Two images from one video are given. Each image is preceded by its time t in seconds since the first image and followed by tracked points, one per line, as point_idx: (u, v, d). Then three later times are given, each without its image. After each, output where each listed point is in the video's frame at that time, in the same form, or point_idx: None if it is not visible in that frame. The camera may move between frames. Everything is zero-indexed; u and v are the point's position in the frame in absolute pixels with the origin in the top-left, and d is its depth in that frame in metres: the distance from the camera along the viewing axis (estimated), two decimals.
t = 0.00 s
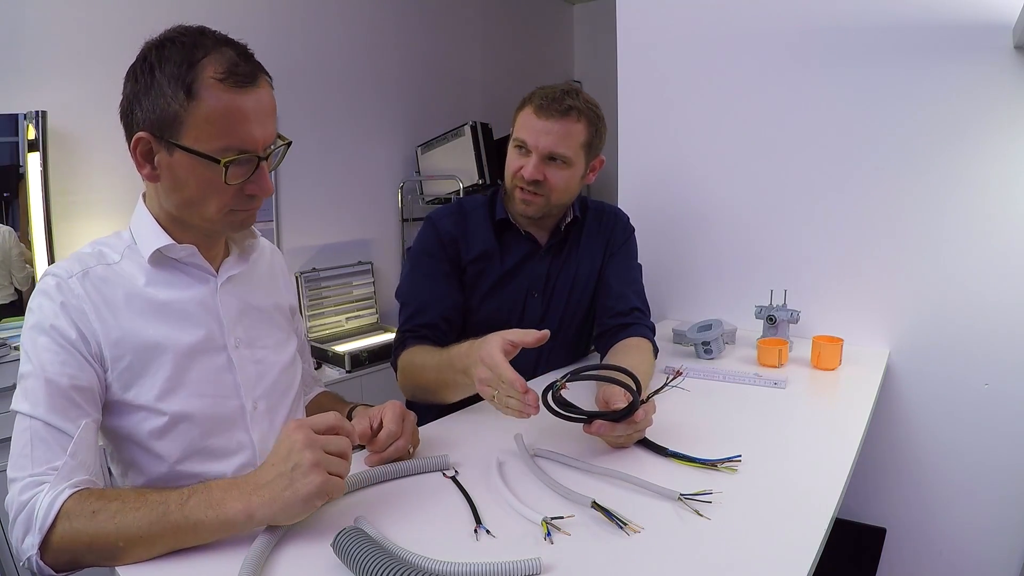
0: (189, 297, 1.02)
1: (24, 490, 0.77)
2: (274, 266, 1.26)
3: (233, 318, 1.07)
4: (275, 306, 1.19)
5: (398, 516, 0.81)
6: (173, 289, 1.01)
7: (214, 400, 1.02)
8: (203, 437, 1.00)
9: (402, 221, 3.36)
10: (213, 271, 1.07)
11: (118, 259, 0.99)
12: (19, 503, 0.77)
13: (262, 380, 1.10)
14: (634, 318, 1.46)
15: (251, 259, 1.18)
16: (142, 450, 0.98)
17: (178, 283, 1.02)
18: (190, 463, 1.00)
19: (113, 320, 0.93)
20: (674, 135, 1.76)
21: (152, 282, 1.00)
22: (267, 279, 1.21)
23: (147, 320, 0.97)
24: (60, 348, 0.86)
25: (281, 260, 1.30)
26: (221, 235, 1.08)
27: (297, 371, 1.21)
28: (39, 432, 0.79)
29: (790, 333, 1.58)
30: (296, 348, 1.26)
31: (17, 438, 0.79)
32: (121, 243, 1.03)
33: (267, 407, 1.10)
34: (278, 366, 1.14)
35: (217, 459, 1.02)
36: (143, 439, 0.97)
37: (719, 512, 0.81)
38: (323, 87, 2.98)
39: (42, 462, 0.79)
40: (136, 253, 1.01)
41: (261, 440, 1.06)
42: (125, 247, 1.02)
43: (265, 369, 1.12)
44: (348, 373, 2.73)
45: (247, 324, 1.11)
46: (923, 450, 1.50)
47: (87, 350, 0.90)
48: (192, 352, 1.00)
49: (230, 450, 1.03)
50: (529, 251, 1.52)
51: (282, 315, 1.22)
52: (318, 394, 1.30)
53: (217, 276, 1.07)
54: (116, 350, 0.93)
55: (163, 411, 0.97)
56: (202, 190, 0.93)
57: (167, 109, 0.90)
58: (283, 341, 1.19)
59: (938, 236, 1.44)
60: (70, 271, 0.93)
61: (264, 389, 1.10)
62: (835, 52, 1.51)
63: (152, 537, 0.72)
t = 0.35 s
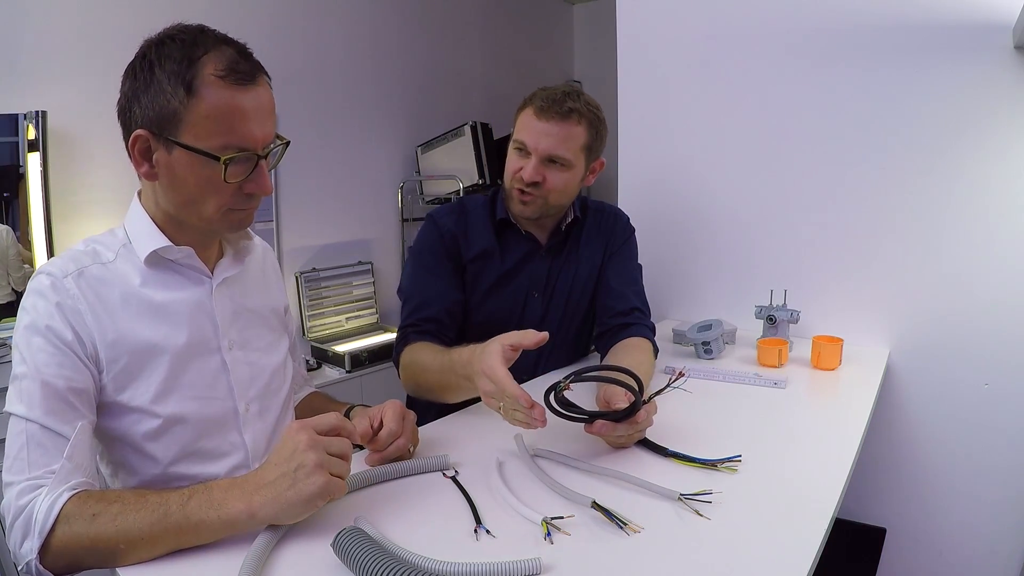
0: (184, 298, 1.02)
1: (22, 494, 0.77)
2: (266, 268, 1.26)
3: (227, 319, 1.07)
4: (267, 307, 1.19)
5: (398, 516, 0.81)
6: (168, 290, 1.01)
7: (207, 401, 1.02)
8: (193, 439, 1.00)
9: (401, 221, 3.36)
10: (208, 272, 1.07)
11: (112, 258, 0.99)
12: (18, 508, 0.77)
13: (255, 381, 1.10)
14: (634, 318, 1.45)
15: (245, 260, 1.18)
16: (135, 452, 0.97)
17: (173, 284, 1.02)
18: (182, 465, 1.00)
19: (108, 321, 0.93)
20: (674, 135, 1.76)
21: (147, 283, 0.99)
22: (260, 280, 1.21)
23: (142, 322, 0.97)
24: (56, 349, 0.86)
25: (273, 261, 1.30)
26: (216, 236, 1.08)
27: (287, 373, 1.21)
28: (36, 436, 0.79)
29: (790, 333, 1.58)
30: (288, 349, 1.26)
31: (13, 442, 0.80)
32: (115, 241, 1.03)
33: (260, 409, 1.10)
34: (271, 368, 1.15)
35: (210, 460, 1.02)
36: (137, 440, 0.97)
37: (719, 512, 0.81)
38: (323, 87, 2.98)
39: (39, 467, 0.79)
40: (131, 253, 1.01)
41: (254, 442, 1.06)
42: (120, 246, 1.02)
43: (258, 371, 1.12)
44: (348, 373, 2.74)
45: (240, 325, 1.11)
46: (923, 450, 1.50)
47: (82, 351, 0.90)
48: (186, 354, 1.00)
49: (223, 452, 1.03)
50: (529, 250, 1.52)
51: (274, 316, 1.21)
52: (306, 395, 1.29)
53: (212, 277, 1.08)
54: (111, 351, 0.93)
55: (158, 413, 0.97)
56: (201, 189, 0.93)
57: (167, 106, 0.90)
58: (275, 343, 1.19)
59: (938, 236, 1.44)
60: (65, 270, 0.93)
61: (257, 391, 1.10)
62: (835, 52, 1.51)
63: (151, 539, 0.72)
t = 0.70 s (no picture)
0: (182, 298, 1.02)
1: (22, 494, 0.77)
2: (264, 267, 1.26)
3: (225, 318, 1.07)
4: (266, 307, 1.19)
5: (398, 516, 0.81)
6: (166, 290, 1.01)
7: (206, 400, 1.02)
8: (193, 438, 1.00)
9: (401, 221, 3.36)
10: (206, 271, 1.07)
11: (110, 258, 0.99)
12: (18, 507, 0.77)
13: (254, 380, 1.10)
14: (634, 318, 1.46)
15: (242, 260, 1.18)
16: (134, 451, 0.97)
17: (171, 284, 1.02)
18: (181, 464, 1.00)
19: (106, 321, 0.93)
20: (674, 135, 1.76)
21: (145, 283, 0.99)
22: (257, 279, 1.21)
23: (140, 321, 0.97)
24: (56, 348, 0.86)
25: (271, 260, 1.30)
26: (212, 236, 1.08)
27: (286, 371, 1.21)
28: (37, 436, 0.79)
29: (790, 333, 1.58)
30: (286, 348, 1.26)
31: (12, 441, 0.79)
32: (113, 241, 1.03)
33: (258, 407, 1.10)
34: (269, 367, 1.15)
35: (209, 459, 1.02)
36: (136, 440, 0.97)
37: (719, 512, 0.81)
38: (322, 87, 2.97)
39: (39, 466, 0.79)
40: (129, 252, 1.01)
41: (253, 440, 1.06)
42: (118, 246, 1.02)
43: (257, 370, 1.12)
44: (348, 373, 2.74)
45: (238, 324, 1.11)
46: (923, 449, 1.50)
47: (82, 351, 0.90)
48: (184, 353, 1.00)
49: (221, 451, 1.03)
50: (529, 251, 1.52)
51: (273, 315, 1.21)
52: (307, 393, 1.29)
53: (210, 276, 1.07)
54: (110, 351, 0.93)
55: (157, 412, 0.97)
56: (193, 194, 0.93)
57: (156, 112, 0.90)
58: (273, 341, 1.19)
59: (937, 236, 1.44)
60: (63, 270, 0.93)
61: (255, 389, 1.10)
62: (835, 52, 1.51)
63: (152, 540, 0.72)
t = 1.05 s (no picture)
0: (177, 298, 1.02)
1: (22, 493, 0.77)
2: (262, 267, 1.26)
3: (221, 318, 1.07)
4: (264, 307, 1.19)
5: (398, 516, 0.81)
6: (161, 290, 1.01)
7: (202, 400, 1.02)
8: (188, 437, 1.00)
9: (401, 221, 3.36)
10: (202, 272, 1.07)
11: (106, 259, 0.99)
12: (17, 506, 0.77)
13: (250, 380, 1.10)
14: (634, 318, 1.45)
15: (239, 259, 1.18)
16: (130, 451, 0.97)
17: (167, 285, 1.02)
18: (178, 463, 1.00)
19: (101, 321, 0.93)
20: (674, 135, 1.76)
21: (141, 283, 1.00)
22: (255, 279, 1.21)
23: (136, 321, 0.97)
24: (51, 348, 0.86)
25: (269, 260, 1.30)
26: (207, 238, 1.08)
27: (283, 371, 1.21)
28: (36, 435, 0.79)
29: (790, 333, 1.58)
30: (284, 348, 1.26)
31: (11, 440, 0.79)
32: (109, 242, 1.03)
33: (256, 407, 1.10)
34: (266, 366, 1.14)
35: (205, 458, 1.02)
36: (131, 440, 0.97)
37: (719, 512, 0.81)
38: (323, 87, 2.97)
39: (38, 465, 0.79)
40: (124, 252, 1.01)
41: (251, 440, 1.06)
42: (114, 247, 1.02)
43: (254, 369, 1.11)
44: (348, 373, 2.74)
45: (234, 324, 1.11)
46: (923, 449, 1.50)
47: (78, 350, 0.90)
48: (179, 353, 1.00)
49: (218, 450, 1.03)
50: (525, 253, 1.53)
51: (270, 315, 1.21)
52: (307, 394, 1.29)
53: (205, 277, 1.07)
54: (106, 351, 0.93)
55: (153, 412, 0.97)
56: (184, 197, 0.93)
57: (146, 114, 0.90)
58: (271, 341, 1.19)
59: (937, 236, 1.44)
60: (58, 270, 0.93)
61: (253, 389, 1.10)
62: (835, 52, 1.51)
63: (149, 539, 0.72)
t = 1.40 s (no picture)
0: (175, 299, 1.02)
1: (22, 492, 0.77)
2: (261, 269, 1.26)
3: (218, 319, 1.07)
4: (263, 308, 1.19)
5: (398, 516, 0.81)
6: (160, 291, 1.01)
7: (199, 401, 1.02)
8: (185, 439, 1.00)
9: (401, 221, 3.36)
10: (200, 273, 1.07)
11: (106, 258, 0.99)
12: (17, 505, 0.77)
13: (248, 382, 1.10)
14: (635, 318, 1.45)
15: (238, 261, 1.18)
16: (127, 452, 0.97)
17: (165, 286, 1.02)
18: (173, 465, 1.00)
19: (100, 321, 0.93)
20: (674, 135, 1.76)
21: (139, 283, 1.00)
22: (254, 281, 1.21)
23: (134, 322, 0.97)
24: (51, 347, 0.86)
25: (268, 261, 1.30)
26: (208, 240, 1.08)
27: (282, 372, 1.21)
28: (36, 435, 0.80)
29: (790, 333, 1.58)
30: (283, 350, 1.26)
31: (11, 439, 0.79)
32: (109, 242, 1.03)
33: (253, 409, 1.10)
34: (264, 368, 1.14)
35: (201, 460, 1.02)
36: (129, 440, 0.97)
37: (719, 512, 0.81)
38: (322, 87, 2.97)
39: (38, 464, 0.79)
40: (124, 253, 1.01)
41: (248, 442, 1.06)
42: (113, 246, 1.02)
43: (251, 370, 1.12)
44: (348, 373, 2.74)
45: (232, 326, 1.11)
46: (923, 449, 1.50)
47: (77, 349, 0.90)
48: (177, 354, 1.00)
49: (215, 452, 1.03)
50: (526, 254, 1.53)
51: (270, 316, 1.21)
52: (306, 394, 1.29)
53: (204, 278, 1.07)
54: (105, 350, 0.93)
55: (151, 413, 0.97)
56: (187, 200, 0.93)
57: (154, 115, 0.90)
58: (269, 343, 1.19)
59: (937, 236, 1.44)
60: (58, 269, 0.93)
61: (250, 391, 1.10)
62: (835, 51, 1.51)
63: (148, 539, 0.72)
